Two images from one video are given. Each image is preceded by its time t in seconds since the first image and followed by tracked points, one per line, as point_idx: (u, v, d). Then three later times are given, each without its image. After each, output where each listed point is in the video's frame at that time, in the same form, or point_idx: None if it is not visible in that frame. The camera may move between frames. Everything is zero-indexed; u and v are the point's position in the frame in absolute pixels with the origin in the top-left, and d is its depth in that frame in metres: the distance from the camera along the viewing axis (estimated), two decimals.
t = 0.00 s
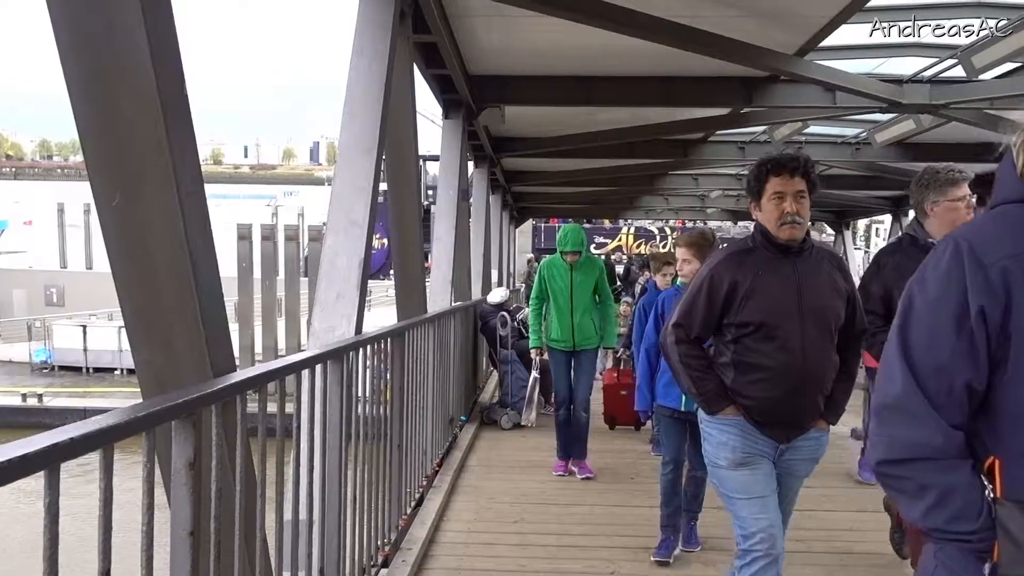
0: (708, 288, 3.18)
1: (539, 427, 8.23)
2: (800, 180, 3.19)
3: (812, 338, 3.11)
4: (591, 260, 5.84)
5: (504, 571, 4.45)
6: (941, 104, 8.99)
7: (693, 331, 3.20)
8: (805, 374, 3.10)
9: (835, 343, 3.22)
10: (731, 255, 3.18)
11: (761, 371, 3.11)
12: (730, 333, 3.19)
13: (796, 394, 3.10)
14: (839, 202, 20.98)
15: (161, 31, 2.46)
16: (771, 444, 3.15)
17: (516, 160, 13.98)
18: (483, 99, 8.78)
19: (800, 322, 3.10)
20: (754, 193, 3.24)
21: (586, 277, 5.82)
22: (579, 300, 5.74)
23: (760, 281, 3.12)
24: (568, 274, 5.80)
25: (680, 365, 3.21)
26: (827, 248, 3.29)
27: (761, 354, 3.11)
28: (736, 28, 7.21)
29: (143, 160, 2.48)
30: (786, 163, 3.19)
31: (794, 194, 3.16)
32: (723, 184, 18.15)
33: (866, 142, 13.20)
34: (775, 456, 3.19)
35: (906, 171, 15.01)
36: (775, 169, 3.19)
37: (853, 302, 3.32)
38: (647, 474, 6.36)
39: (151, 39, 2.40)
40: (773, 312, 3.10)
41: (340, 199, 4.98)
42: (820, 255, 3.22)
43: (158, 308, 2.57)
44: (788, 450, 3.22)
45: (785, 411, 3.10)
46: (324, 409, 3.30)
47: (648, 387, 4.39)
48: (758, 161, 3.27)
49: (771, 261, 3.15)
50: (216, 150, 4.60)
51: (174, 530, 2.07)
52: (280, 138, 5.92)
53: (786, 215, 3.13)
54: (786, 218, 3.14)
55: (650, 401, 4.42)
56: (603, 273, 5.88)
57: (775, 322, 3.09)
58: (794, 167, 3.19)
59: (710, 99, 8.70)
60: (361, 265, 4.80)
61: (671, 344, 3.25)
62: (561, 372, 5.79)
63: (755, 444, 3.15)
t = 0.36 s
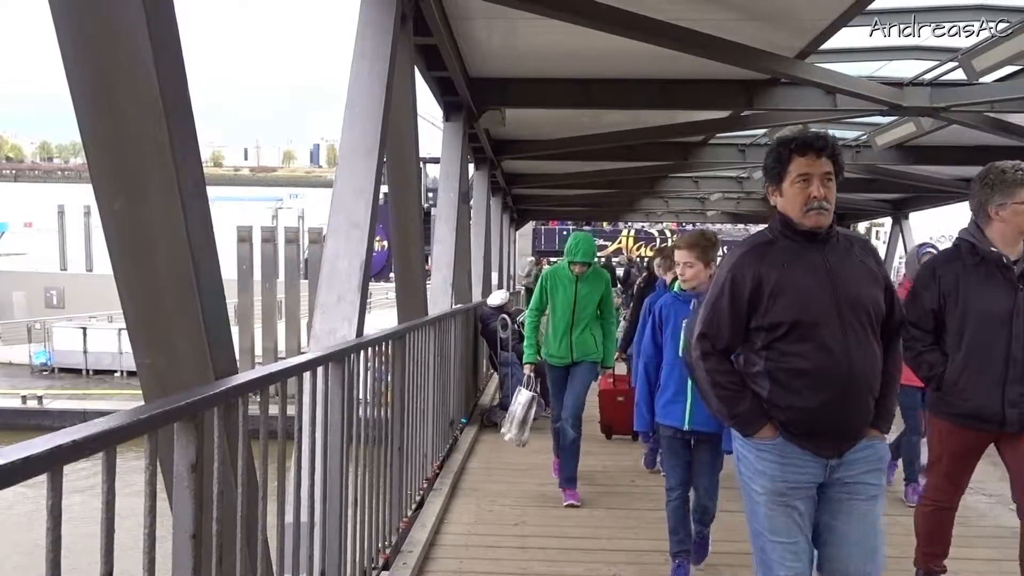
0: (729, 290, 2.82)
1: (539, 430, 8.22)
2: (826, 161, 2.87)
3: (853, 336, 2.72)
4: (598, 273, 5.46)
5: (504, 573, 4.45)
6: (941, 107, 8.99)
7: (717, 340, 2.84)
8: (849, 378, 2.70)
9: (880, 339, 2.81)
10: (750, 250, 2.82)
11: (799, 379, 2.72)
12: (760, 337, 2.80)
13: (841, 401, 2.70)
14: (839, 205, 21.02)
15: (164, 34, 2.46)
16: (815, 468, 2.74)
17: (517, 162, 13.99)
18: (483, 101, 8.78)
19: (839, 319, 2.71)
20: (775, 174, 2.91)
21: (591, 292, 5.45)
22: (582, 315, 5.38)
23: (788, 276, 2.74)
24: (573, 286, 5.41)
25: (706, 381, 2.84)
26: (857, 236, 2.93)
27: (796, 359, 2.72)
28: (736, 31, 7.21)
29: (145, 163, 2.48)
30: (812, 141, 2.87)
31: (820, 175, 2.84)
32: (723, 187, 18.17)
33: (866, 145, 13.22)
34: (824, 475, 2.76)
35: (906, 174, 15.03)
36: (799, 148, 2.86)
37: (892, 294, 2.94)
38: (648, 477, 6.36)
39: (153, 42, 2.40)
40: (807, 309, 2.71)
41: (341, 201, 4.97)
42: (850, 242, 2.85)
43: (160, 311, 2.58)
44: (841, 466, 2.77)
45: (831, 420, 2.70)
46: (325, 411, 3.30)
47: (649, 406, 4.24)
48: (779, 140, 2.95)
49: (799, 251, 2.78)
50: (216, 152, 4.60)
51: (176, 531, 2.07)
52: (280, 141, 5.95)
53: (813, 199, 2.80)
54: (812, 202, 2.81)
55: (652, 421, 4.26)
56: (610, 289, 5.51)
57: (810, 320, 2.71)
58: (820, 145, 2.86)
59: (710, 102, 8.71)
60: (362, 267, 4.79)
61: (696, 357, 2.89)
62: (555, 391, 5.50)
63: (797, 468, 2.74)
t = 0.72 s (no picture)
0: (776, 302, 2.61)
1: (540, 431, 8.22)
2: (898, 163, 2.68)
3: (905, 362, 2.51)
4: (601, 266, 5.31)
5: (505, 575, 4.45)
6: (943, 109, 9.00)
7: (759, 356, 2.64)
8: (896, 409, 2.51)
9: (936, 367, 2.61)
10: (801, 259, 2.61)
11: (843, 403, 2.53)
12: (804, 353, 2.61)
13: (884, 433, 2.51)
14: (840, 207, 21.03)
15: (167, 36, 2.47)
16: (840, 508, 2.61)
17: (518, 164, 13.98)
18: (484, 103, 8.77)
19: (891, 343, 2.50)
20: (841, 175, 2.72)
21: (594, 285, 5.29)
22: (586, 310, 5.21)
23: (839, 292, 2.54)
24: (576, 279, 5.24)
25: (741, 398, 2.65)
26: (921, 250, 2.70)
27: (840, 384, 2.53)
28: (738, 33, 7.21)
29: (148, 164, 2.49)
30: (883, 142, 2.68)
31: (892, 179, 2.65)
32: (724, 189, 18.16)
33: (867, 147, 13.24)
34: (861, 510, 2.61)
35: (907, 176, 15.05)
36: (869, 148, 2.67)
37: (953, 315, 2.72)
38: (648, 479, 6.36)
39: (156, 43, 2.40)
40: (857, 328, 2.51)
41: (343, 203, 4.97)
42: (913, 258, 2.63)
43: (162, 312, 2.58)
44: (883, 501, 2.60)
45: (870, 453, 2.52)
46: (326, 412, 3.31)
47: (658, 420, 3.87)
48: (846, 138, 2.76)
49: (854, 265, 2.57)
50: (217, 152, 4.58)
51: (178, 532, 2.08)
52: (281, 142, 5.96)
53: (884, 204, 2.60)
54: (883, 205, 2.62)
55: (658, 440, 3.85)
56: (614, 281, 5.37)
57: (859, 341, 2.51)
58: (893, 146, 2.66)
59: (712, 103, 8.70)
60: (363, 269, 4.78)
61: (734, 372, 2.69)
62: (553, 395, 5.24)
63: (825, 505, 2.61)
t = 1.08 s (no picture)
0: (847, 287, 2.24)
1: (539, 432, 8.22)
2: (1009, 147, 2.22)
3: (1001, 367, 2.11)
4: (596, 271, 4.90)
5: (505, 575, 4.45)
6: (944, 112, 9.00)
7: (823, 348, 2.29)
8: (985, 421, 2.12)
9: None
10: (881, 239, 2.23)
11: (919, 409, 2.15)
12: (876, 350, 2.24)
13: (967, 448, 2.13)
14: (841, 209, 21.10)
15: (171, 35, 2.47)
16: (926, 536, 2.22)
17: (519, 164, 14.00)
18: (485, 103, 8.78)
19: (984, 343, 2.10)
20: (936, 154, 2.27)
21: (588, 293, 4.87)
22: (581, 321, 4.80)
23: (924, 280, 2.15)
24: (569, 288, 4.82)
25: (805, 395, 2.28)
26: None
27: (919, 388, 2.15)
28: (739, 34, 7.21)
29: (152, 162, 2.49)
30: (992, 119, 2.22)
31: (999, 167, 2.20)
32: (725, 191, 18.18)
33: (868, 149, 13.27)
34: (939, 540, 2.23)
35: (907, 178, 15.07)
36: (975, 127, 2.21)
37: None
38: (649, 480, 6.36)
39: (160, 42, 2.41)
40: (943, 325, 2.11)
41: (343, 204, 4.97)
42: (1016, 250, 2.22)
43: (164, 311, 2.58)
44: (963, 533, 2.23)
45: (948, 472, 2.14)
46: (327, 412, 3.31)
47: (683, 434, 3.38)
48: (946, 109, 2.30)
49: (942, 250, 2.17)
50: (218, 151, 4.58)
51: (180, 532, 2.08)
52: (281, 142, 5.96)
53: (985, 199, 2.17)
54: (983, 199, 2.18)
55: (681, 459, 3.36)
56: (609, 287, 4.96)
57: (945, 340, 2.11)
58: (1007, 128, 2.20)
59: (713, 104, 8.70)
60: (364, 269, 4.78)
61: (793, 362, 2.35)
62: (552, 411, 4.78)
63: (905, 528, 2.22)
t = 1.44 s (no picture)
0: (885, 323, 1.92)
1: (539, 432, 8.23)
2: None
3: None
4: (600, 268, 4.56)
5: None
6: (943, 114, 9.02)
7: (859, 390, 1.99)
8: None
9: None
10: (926, 265, 1.90)
11: (984, 466, 1.82)
12: (931, 394, 1.91)
13: None
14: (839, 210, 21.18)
15: (174, 37, 2.48)
16: None
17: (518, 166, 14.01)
18: (485, 105, 8.79)
19: None
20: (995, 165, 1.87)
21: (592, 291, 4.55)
22: (582, 322, 4.48)
23: (985, 313, 1.81)
24: (570, 284, 4.50)
25: (848, 447, 1.97)
26: None
27: (984, 441, 1.82)
28: (738, 36, 7.21)
29: (154, 164, 2.50)
30: None
31: None
32: (724, 192, 18.21)
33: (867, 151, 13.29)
34: None
35: (906, 180, 15.10)
36: None
37: None
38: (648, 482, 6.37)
39: (163, 45, 2.42)
40: (1010, 368, 1.78)
41: (343, 205, 4.97)
42: None
43: (166, 312, 2.59)
44: None
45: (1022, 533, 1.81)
46: (328, 413, 3.32)
47: (726, 471, 3.08)
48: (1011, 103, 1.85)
49: (1005, 275, 1.83)
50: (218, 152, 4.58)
51: (183, 533, 2.09)
52: (281, 143, 5.97)
53: None
54: None
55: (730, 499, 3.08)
56: (615, 287, 4.62)
57: (1013, 385, 1.78)
58: None
59: (713, 106, 8.70)
60: (365, 270, 4.78)
61: (828, 407, 2.05)
62: (554, 425, 4.59)
63: None
